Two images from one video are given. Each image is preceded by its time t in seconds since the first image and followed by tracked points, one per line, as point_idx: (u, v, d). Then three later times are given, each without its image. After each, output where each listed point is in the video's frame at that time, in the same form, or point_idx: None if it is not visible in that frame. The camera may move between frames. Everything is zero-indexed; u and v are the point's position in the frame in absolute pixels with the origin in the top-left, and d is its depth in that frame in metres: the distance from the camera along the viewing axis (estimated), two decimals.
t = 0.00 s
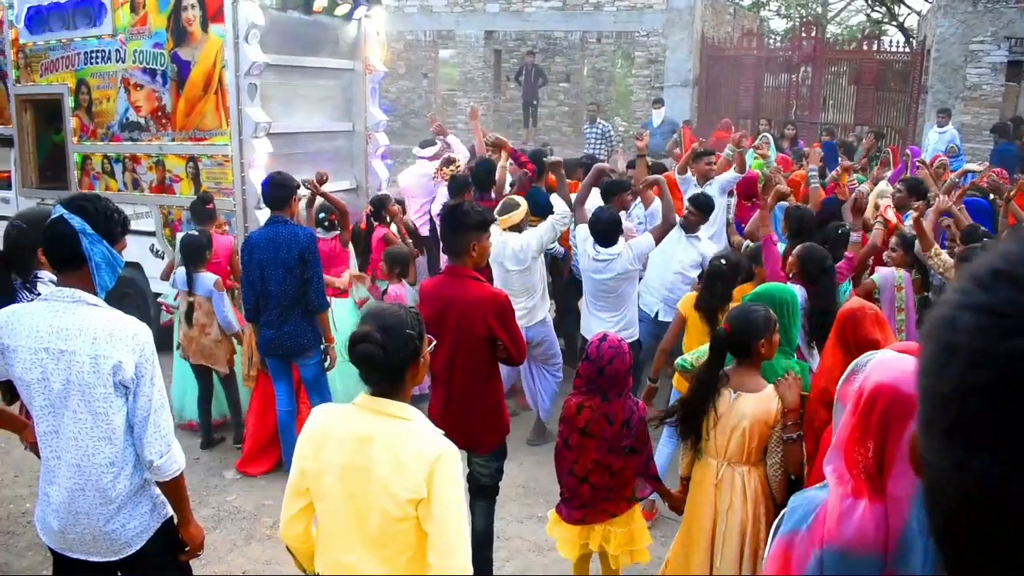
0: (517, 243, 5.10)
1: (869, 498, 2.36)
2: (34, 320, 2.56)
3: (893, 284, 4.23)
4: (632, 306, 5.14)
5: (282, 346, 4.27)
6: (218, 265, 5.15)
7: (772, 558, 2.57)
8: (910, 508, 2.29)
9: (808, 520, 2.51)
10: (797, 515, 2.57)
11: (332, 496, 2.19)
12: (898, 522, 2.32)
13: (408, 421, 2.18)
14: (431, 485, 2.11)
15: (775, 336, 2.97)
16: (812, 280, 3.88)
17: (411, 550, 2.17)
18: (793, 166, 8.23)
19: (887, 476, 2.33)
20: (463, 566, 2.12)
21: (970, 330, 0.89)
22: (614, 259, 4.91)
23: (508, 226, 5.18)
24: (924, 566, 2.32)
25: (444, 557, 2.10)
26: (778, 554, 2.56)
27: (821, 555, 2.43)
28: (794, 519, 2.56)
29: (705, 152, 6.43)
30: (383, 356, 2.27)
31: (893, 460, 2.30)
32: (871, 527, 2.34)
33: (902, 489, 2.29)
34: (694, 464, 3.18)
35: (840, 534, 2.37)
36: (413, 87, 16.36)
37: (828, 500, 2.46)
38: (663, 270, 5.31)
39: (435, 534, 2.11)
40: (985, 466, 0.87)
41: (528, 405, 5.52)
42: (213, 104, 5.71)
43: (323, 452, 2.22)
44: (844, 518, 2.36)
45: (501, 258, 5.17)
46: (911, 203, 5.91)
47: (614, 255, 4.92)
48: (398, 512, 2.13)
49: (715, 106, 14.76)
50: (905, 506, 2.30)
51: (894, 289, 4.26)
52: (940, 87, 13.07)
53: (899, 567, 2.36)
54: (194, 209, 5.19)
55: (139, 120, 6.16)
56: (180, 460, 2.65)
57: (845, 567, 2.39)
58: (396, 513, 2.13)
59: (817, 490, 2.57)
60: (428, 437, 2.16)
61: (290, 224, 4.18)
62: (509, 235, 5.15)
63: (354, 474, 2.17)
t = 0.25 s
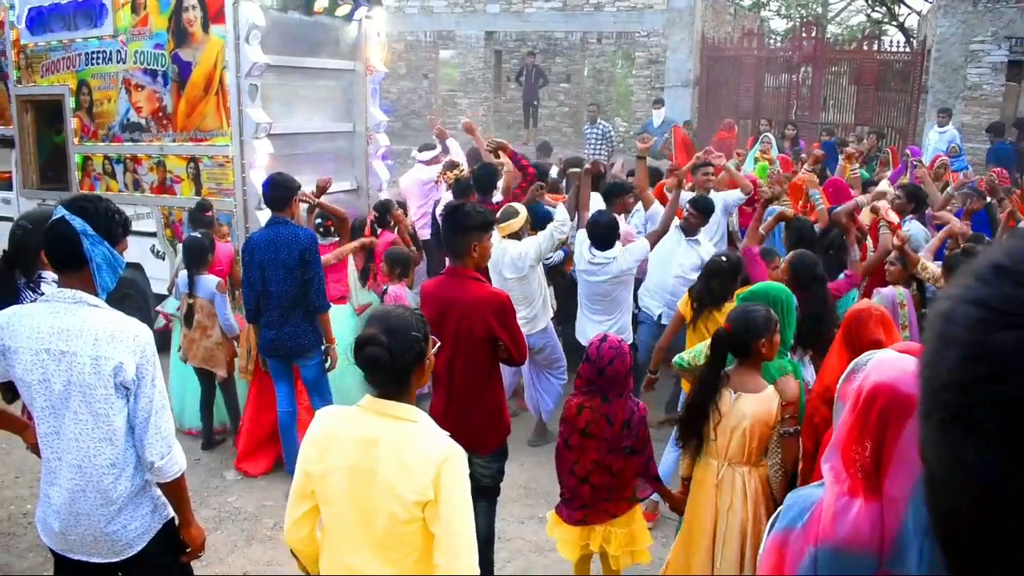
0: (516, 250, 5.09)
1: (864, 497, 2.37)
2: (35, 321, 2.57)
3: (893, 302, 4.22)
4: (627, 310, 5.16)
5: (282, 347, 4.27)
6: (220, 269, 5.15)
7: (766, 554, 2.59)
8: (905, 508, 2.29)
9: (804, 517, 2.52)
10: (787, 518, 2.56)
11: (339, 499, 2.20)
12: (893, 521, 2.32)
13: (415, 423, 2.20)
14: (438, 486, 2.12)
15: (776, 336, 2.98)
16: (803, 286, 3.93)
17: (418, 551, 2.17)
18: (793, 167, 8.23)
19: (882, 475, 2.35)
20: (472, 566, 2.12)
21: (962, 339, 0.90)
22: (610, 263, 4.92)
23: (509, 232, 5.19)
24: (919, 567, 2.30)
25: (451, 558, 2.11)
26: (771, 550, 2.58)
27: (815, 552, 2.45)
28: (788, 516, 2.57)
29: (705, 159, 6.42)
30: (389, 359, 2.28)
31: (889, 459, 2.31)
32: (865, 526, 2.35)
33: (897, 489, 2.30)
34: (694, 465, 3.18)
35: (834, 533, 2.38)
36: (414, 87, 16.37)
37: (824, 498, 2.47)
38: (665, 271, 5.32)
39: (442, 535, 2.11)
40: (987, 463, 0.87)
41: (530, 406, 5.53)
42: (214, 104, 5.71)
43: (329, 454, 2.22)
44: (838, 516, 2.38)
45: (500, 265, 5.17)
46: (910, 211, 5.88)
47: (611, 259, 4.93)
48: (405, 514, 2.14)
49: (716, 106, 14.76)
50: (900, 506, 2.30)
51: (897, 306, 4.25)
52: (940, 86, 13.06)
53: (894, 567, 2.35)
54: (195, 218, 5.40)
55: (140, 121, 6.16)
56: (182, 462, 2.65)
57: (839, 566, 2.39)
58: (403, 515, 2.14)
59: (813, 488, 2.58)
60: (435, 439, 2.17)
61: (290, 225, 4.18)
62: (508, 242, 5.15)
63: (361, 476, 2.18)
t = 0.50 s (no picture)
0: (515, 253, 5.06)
1: (862, 496, 2.38)
2: (36, 324, 2.57)
3: (893, 306, 4.20)
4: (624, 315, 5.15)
5: (283, 349, 4.27)
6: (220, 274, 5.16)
7: (765, 553, 2.59)
8: (903, 508, 2.30)
9: (802, 517, 2.52)
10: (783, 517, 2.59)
11: (344, 503, 2.20)
12: (891, 521, 2.32)
13: (420, 425, 2.21)
14: (445, 488, 2.14)
15: (777, 336, 2.99)
16: (798, 288, 3.89)
17: (423, 553, 2.19)
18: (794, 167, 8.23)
19: (880, 475, 2.35)
20: (480, 566, 2.16)
21: (967, 343, 1.38)
22: (608, 266, 4.92)
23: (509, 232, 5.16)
24: (917, 566, 2.30)
25: (458, 559, 2.13)
26: (769, 549, 2.58)
27: (812, 552, 2.44)
28: (787, 517, 2.58)
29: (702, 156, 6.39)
30: (395, 362, 2.29)
31: (887, 459, 2.32)
32: (863, 525, 2.34)
33: (896, 489, 2.30)
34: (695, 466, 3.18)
35: (832, 533, 2.38)
36: (414, 89, 16.38)
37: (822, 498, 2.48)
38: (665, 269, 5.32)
39: (449, 537, 2.13)
40: (993, 464, 1.34)
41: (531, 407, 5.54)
42: (214, 107, 5.72)
43: (334, 457, 2.22)
44: (836, 516, 2.38)
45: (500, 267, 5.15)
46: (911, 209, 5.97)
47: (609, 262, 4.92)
48: (411, 516, 2.15)
49: (715, 107, 14.76)
50: (898, 506, 2.31)
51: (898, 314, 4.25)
52: (940, 85, 13.06)
53: (892, 567, 2.34)
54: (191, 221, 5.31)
55: (140, 123, 6.17)
56: (184, 464, 2.65)
57: (836, 566, 2.39)
58: (409, 518, 2.15)
59: (813, 488, 2.59)
60: (440, 441, 2.18)
61: (291, 227, 4.18)
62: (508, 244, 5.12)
63: (365, 480, 2.18)
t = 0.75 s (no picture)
0: (516, 245, 5.05)
1: (860, 497, 2.55)
2: (37, 328, 2.57)
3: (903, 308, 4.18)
4: (626, 308, 5.15)
5: (284, 352, 4.27)
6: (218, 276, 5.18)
7: (764, 553, 2.70)
8: (900, 509, 2.48)
9: (800, 517, 2.65)
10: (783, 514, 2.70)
11: (347, 507, 2.20)
12: (889, 522, 2.49)
13: (423, 428, 2.22)
14: (449, 492, 2.15)
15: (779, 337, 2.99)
16: (799, 277, 3.89)
17: (427, 556, 2.19)
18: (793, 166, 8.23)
19: (878, 476, 2.52)
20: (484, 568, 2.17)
21: (1000, 349, 1.77)
22: (612, 258, 4.91)
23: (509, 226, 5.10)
24: (914, 564, 2.48)
25: (462, 563, 2.14)
26: (768, 550, 2.69)
27: (812, 553, 2.58)
28: (785, 516, 2.70)
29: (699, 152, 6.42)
30: (400, 366, 2.29)
31: (886, 460, 2.50)
32: (861, 525, 2.52)
33: (894, 489, 2.48)
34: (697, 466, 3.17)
35: (831, 533, 2.54)
36: (413, 91, 16.39)
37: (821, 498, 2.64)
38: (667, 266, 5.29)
39: (454, 541, 2.15)
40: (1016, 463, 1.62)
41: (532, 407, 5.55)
42: (214, 110, 5.71)
43: (336, 462, 2.22)
44: (835, 515, 2.55)
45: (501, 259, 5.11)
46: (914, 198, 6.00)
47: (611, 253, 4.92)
48: (415, 520, 2.15)
49: (715, 107, 14.78)
50: (896, 506, 2.48)
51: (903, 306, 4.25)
52: (939, 84, 13.05)
53: (891, 566, 2.51)
54: (188, 217, 5.10)
55: (140, 127, 6.17)
56: (185, 468, 2.65)
57: (835, 565, 2.54)
58: (413, 521, 2.16)
59: (811, 489, 2.73)
60: (444, 445, 2.19)
61: (291, 229, 4.19)
62: (507, 236, 5.10)
63: (369, 484, 2.18)
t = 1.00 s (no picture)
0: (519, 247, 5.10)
1: (862, 498, 2.55)
2: (34, 341, 2.57)
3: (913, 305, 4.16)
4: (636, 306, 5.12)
5: (285, 358, 4.27)
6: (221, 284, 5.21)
7: (765, 557, 2.68)
8: (904, 509, 2.48)
9: (803, 519, 2.64)
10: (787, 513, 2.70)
11: (350, 516, 2.20)
12: (893, 523, 2.50)
13: (426, 436, 2.21)
14: (454, 499, 2.15)
15: (781, 337, 3.00)
16: (792, 280, 3.94)
17: (432, 564, 2.19)
18: (792, 164, 8.22)
19: (881, 476, 2.53)
20: None
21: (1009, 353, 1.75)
22: (614, 256, 4.94)
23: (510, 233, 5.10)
24: (918, 565, 2.48)
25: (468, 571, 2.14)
26: (771, 553, 2.68)
27: (815, 554, 2.57)
28: (788, 518, 2.68)
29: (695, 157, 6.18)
30: (406, 374, 2.28)
31: (887, 461, 2.52)
32: (864, 526, 2.51)
33: (897, 489, 2.49)
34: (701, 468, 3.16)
35: (834, 534, 2.53)
36: (411, 94, 16.39)
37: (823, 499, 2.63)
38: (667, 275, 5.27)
39: (459, 548, 2.15)
40: None
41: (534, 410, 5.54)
42: (211, 118, 5.71)
43: (339, 471, 2.22)
44: (838, 516, 2.54)
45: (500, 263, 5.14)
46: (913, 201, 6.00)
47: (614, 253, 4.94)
48: (420, 527, 2.16)
49: (713, 105, 14.76)
50: (899, 506, 2.49)
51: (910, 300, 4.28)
52: (936, 78, 13.05)
53: (894, 568, 2.50)
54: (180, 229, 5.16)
55: (137, 136, 6.17)
56: (185, 479, 2.65)
57: (838, 567, 2.53)
58: (418, 529, 2.16)
59: (812, 490, 2.71)
60: (447, 452, 2.19)
61: (290, 236, 4.18)
62: (507, 241, 5.13)
63: (372, 493, 2.17)
